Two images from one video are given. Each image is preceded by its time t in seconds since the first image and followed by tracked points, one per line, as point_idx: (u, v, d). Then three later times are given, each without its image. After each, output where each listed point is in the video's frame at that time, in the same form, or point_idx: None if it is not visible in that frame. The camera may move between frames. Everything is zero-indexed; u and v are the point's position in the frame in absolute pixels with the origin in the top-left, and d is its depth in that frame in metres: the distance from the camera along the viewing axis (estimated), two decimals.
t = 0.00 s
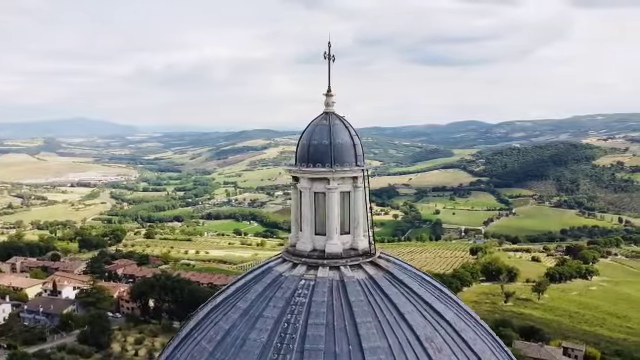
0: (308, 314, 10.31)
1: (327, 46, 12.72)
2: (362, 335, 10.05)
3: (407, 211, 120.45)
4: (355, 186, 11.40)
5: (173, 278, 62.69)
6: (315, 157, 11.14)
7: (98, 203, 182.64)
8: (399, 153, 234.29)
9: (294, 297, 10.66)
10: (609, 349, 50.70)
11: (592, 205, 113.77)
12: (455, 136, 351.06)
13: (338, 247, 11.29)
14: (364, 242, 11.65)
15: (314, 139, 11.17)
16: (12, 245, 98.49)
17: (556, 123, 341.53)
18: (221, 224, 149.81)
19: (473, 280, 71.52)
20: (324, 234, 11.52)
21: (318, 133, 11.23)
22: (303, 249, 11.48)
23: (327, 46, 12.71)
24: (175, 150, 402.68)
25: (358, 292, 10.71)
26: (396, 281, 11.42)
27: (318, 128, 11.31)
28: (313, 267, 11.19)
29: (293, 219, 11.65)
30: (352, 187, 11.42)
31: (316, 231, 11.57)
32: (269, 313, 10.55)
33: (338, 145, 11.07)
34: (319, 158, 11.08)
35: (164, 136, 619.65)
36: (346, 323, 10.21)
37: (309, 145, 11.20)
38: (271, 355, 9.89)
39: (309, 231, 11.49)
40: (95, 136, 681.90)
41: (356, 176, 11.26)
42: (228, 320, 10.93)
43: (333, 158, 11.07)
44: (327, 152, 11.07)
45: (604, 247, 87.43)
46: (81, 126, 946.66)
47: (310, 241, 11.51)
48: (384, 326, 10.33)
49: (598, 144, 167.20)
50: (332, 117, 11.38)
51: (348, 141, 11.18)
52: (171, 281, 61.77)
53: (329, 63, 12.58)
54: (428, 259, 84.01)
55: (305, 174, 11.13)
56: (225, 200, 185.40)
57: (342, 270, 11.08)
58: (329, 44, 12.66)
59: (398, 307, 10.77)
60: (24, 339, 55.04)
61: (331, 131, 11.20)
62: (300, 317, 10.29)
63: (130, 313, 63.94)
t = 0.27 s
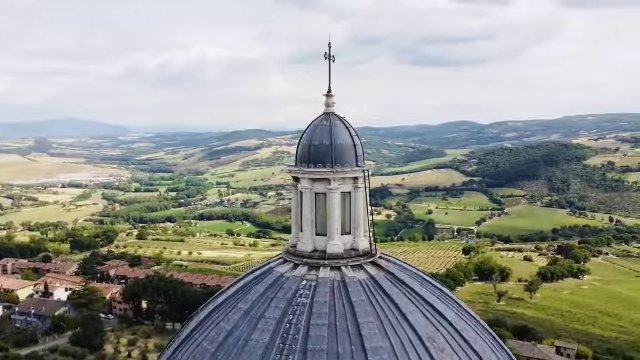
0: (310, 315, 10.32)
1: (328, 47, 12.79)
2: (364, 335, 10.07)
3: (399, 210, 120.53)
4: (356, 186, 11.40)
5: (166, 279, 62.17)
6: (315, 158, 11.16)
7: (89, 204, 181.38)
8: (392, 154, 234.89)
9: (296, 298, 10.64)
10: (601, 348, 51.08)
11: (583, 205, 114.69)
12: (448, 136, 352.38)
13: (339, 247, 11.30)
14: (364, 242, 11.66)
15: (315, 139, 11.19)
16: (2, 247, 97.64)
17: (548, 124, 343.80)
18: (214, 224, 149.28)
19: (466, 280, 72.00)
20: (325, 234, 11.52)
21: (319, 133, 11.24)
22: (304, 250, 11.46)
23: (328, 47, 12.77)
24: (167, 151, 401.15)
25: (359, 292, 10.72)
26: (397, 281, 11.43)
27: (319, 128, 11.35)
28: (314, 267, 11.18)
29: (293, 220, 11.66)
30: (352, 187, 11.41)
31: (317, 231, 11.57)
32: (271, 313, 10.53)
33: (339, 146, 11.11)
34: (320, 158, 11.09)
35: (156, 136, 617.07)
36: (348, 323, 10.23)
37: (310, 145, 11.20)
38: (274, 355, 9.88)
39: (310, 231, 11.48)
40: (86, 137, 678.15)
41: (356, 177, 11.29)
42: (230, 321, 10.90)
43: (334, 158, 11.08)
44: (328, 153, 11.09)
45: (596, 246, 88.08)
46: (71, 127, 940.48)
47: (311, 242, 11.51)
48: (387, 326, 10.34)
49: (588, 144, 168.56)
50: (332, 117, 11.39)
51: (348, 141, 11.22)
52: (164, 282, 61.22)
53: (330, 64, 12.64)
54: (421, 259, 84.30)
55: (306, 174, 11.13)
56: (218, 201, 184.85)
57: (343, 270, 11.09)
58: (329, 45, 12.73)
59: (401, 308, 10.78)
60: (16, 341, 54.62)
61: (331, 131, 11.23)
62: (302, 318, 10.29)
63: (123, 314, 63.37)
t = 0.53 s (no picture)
0: (312, 315, 10.32)
1: (328, 47, 12.77)
2: (367, 335, 10.09)
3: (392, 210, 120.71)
4: (356, 186, 11.42)
5: (159, 280, 61.84)
6: (316, 158, 11.17)
7: (81, 204, 180.26)
8: (384, 154, 235.38)
9: (298, 298, 10.66)
10: (592, 346, 51.47)
11: (574, 204, 115.54)
12: (440, 136, 353.70)
13: (340, 247, 11.31)
14: (365, 242, 11.68)
15: (316, 140, 11.20)
16: None
17: (539, 124, 346.10)
18: (206, 225, 148.83)
19: (459, 279, 72.27)
20: (327, 234, 11.51)
21: (319, 134, 11.25)
22: (305, 250, 11.47)
23: (328, 47, 12.76)
24: (160, 151, 399.33)
25: (361, 292, 10.75)
26: (398, 280, 11.47)
27: (319, 129, 11.35)
28: (315, 267, 11.19)
29: (294, 220, 11.67)
30: (353, 188, 11.43)
31: (318, 231, 11.56)
32: (273, 313, 10.51)
33: (340, 146, 11.13)
34: (321, 158, 11.10)
35: (148, 137, 614.86)
36: (350, 323, 10.24)
37: (311, 146, 11.21)
38: (276, 355, 9.90)
39: (311, 231, 11.49)
40: (77, 137, 673.69)
41: (357, 176, 11.29)
42: (232, 321, 10.87)
43: (335, 158, 11.10)
44: (329, 152, 11.11)
45: (587, 245, 88.76)
46: (62, 126, 934.02)
47: (312, 242, 11.50)
48: (388, 325, 10.37)
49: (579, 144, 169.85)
50: (333, 117, 11.42)
51: (349, 142, 11.24)
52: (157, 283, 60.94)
53: (330, 64, 12.63)
54: (414, 259, 84.52)
55: (307, 175, 11.13)
56: (210, 201, 184.32)
57: (344, 270, 11.11)
58: (329, 45, 12.72)
59: (402, 307, 10.82)
60: (7, 343, 54.10)
61: (332, 132, 11.24)
62: (304, 318, 10.30)
63: (115, 316, 63.17)
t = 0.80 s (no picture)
0: (314, 314, 10.33)
1: (328, 47, 12.78)
2: (369, 335, 10.09)
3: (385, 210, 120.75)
4: (357, 186, 11.45)
5: (152, 281, 61.52)
6: (318, 158, 11.15)
7: (72, 205, 179.12)
8: (377, 154, 235.82)
9: (299, 298, 10.64)
10: (584, 345, 51.83)
11: (565, 204, 116.42)
12: (432, 136, 355.02)
13: (341, 247, 11.32)
14: (365, 242, 11.71)
15: (316, 140, 11.20)
16: None
17: (530, 124, 348.25)
18: (199, 225, 148.37)
19: (451, 279, 72.51)
20: (327, 234, 11.52)
21: (320, 134, 11.26)
22: (305, 250, 11.46)
23: (327, 48, 12.77)
24: (152, 151, 397.60)
25: (362, 291, 10.76)
26: (399, 280, 11.49)
27: (320, 129, 11.36)
28: (317, 267, 11.19)
29: (294, 220, 11.66)
30: (353, 188, 11.45)
31: (318, 231, 11.57)
32: (275, 313, 10.50)
33: (340, 146, 11.14)
34: (321, 158, 11.09)
35: (140, 137, 612.10)
36: (352, 322, 10.25)
37: (311, 146, 11.21)
38: (279, 355, 9.87)
39: (311, 231, 11.48)
40: (67, 137, 669.36)
41: (358, 176, 11.32)
42: (233, 321, 10.83)
43: (336, 158, 11.10)
44: (330, 152, 11.11)
45: (578, 245, 89.46)
46: (53, 127, 927.48)
47: (313, 242, 11.51)
48: (390, 325, 10.39)
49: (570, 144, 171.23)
50: (333, 117, 11.44)
51: (350, 142, 11.26)
52: (149, 284, 60.63)
53: (330, 64, 12.64)
54: (407, 258, 84.72)
55: (308, 174, 11.13)
56: (203, 201, 183.76)
57: (345, 269, 11.13)
58: (329, 46, 12.73)
59: (403, 306, 10.85)
60: None
61: (332, 132, 11.25)
62: (306, 318, 10.30)
63: (108, 317, 62.94)
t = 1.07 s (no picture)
0: (315, 314, 10.33)
1: (328, 48, 12.79)
2: (371, 334, 10.11)
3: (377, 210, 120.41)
4: (357, 186, 11.47)
5: (145, 281, 61.19)
6: (318, 158, 11.16)
7: (63, 206, 177.86)
8: (370, 154, 236.17)
9: (300, 298, 10.65)
10: (576, 343, 52.20)
11: (556, 204, 117.24)
12: (425, 137, 356.23)
13: (342, 247, 11.35)
14: (366, 242, 11.73)
15: (316, 140, 11.21)
16: None
17: (522, 124, 350.40)
18: (191, 226, 147.88)
19: (444, 279, 72.75)
20: (327, 234, 11.53)
21: (320, 134, 11.26)
22: (306, 250, 11.46)
23: (328, 48, 12.78)
24: (143, 151, 395.78)
25: (363, 291, 10.79)
26: (399, 280, 11.51)
27: (320, 129, 11.36)
28: (317, 266, 11.21)
29: (295, 220, 11.67)
30: (354, 188, 11.48)
31: (319, 231, 11.58)
32: (277, 313, 10.49)
33: (340, 146, 11.15)
34: (322, 158, 11.11)
35: (131, 137, 608.87)
36: (353, 322, 10.26)
37: (311, 146, 11.22)
38: (281, 355, 9.86)
39: (311, 231, 11.49)
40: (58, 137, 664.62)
41: (358, 177, 11.34)
42: (234, 322, 10.81)
43: (336, 158, 11.12)
44: (330, 152, 11.12)
45: (569, 244, 90.15)
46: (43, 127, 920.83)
47: (313, 242, 11.52)
48: (391, 324, 10.43)
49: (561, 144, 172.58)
50: (333, 117, 11.45)
51: (350, 142, 11.27)
52: (142, 284, 60.29)
53: (330, 64, 12.64)
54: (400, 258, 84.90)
55: (308, 174, 11.14)
56: (195, 202, 183.14)
57: (346, 269, 11.15)
58: (329, 46, 12.76)
59: (404, 305, 10.89)
60: None
61: (333, 132, 11.26)
62: (308, 317, 10.28)
63: (100, 318, 62.68)
